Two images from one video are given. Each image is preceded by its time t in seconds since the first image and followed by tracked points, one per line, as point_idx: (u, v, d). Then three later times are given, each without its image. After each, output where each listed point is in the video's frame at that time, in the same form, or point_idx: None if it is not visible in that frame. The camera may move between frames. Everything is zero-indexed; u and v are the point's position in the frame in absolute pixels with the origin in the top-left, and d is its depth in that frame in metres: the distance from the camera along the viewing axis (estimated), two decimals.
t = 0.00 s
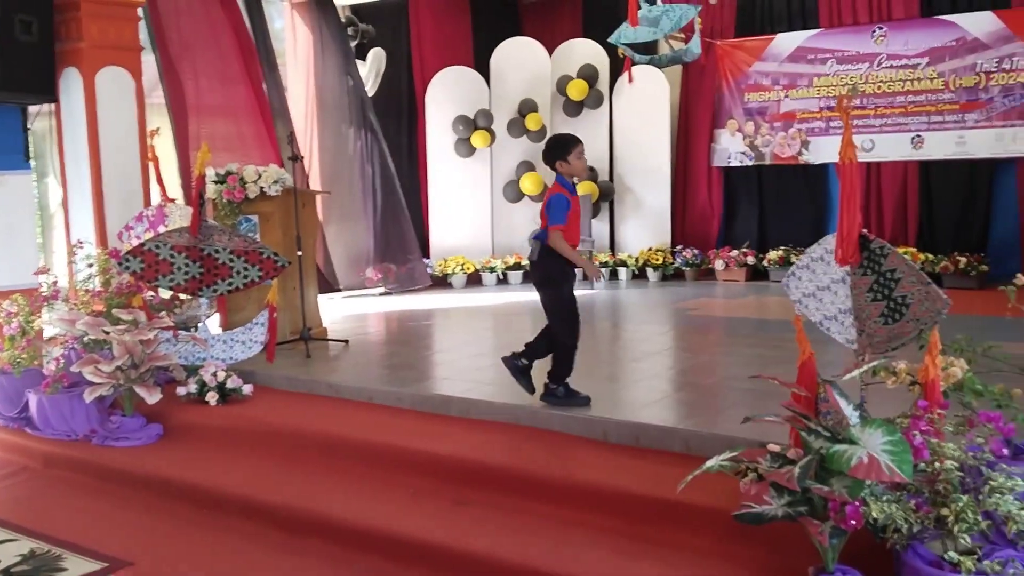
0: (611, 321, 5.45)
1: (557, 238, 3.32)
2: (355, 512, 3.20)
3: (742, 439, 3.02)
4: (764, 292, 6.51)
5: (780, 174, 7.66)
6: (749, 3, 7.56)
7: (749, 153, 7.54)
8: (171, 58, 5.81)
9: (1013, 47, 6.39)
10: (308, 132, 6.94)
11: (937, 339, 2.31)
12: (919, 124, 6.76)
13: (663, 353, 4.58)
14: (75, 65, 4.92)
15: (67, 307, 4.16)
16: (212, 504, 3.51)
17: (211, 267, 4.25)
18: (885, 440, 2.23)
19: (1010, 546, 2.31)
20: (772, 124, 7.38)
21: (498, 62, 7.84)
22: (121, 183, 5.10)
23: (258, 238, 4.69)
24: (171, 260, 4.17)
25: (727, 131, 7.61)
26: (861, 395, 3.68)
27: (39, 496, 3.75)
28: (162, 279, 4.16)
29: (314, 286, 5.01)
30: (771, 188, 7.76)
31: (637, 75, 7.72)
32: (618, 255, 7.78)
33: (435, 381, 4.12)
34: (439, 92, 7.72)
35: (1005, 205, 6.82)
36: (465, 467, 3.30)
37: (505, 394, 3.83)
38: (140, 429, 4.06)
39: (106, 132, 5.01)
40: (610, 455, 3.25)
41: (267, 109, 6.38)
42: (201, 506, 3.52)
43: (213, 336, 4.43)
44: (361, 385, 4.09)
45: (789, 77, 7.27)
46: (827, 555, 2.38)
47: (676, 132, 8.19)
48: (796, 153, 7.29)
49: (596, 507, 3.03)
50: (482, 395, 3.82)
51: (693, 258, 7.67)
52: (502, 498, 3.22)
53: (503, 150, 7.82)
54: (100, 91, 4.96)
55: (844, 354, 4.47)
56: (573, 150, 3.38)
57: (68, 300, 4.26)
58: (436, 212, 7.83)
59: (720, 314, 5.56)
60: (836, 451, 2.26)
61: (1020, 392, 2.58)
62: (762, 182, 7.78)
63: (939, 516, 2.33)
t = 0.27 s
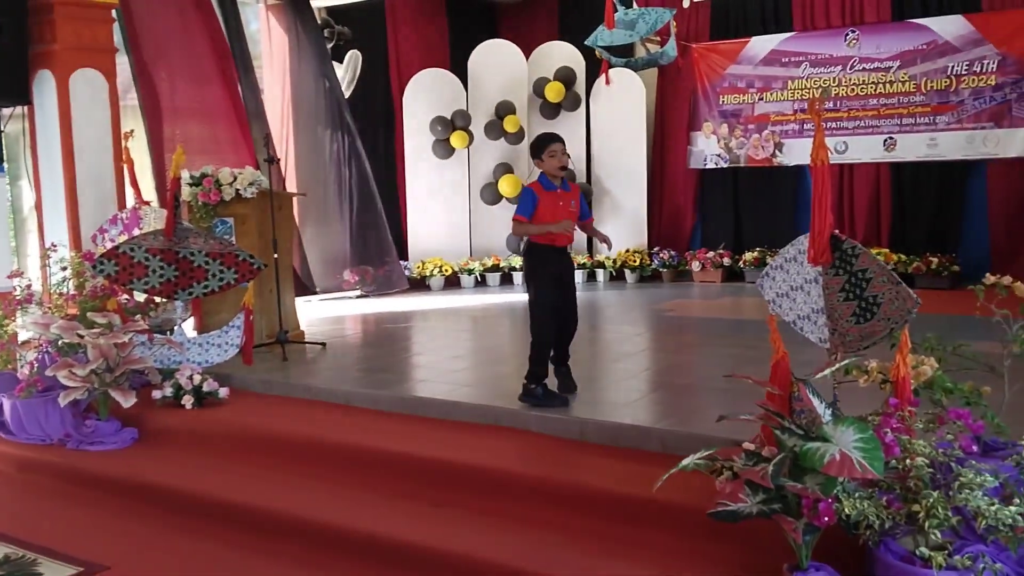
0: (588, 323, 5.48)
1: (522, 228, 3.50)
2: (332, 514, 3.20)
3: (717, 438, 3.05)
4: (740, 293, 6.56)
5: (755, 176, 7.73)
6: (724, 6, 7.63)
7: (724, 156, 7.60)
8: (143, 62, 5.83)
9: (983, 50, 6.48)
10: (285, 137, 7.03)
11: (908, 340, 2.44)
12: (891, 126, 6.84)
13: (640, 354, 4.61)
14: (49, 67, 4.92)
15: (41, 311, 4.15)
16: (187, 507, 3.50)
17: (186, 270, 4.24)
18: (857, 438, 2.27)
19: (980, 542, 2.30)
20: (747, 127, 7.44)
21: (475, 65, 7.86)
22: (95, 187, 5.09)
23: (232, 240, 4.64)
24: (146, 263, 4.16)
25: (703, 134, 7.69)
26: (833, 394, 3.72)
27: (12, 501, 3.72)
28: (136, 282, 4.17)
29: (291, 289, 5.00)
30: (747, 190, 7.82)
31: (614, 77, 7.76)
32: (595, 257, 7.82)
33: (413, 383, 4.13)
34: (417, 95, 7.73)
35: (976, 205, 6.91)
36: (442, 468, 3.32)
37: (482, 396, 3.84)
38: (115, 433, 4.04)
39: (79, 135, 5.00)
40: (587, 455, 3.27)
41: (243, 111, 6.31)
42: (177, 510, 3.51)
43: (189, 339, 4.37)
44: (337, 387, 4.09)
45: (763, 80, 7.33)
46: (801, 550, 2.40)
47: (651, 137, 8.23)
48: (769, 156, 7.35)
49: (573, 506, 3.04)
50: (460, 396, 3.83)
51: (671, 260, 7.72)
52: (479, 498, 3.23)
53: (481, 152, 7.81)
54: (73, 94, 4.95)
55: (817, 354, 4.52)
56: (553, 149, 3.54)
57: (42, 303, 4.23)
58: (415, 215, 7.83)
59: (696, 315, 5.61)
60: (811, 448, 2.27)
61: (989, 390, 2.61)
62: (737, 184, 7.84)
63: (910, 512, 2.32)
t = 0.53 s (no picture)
0: (574, 323, 5.49)
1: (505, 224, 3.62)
2: (318, 515, 3.19)
3: (701, 437, 3.07)
4: (724, 293, 6.60)
5: (738, 176, 7.76)
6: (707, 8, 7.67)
7: (708, 156, 7.66)
8: (126, 65, 5.87)
9: (963, 51, 6.55)
10: (270, 138, 6.97)
11: (889, 339, 2.44)
12: (873, 127, 6.91)
13: (625, 354, 4.62)
14: (31, 67, 4.91)
15: (23, 313, 4.07)
16: (171, 509, 3.48)
17: (169, 272, 4.26)
18: (840, 435, 2.25)
19: (960, 537, 2.31)
20: (730, 128, 7.51)
21: (460, 66, 7.87)
22: (78, 188, 5.06)
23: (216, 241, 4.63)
24: (129, 265, 4.18)
25: (687, 135, 7.73)
26: (817, 392, 3.74)
27: None
28: (120, 284, 4.17)
29: (275, 291, 4.98)
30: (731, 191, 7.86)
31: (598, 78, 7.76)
32: (580, 258, 7.84)
33: (398, 385, 4.12)
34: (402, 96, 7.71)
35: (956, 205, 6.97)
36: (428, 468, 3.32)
37: (468, 396, 3.85)
38: (99, 435, 4.02)
39: (62, 136, 4.97)
40: (573, 454, 3.27)
41: (225, 110, 6.37)
42: (162, 512, 3.49)
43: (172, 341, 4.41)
44: (323, 388, 4.08)
45: (746, 81, 7.38)
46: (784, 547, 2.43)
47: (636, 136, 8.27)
48: (753, 156, 7.43)
49: (559, 506, 3.05)
50: (446, 397, 3.83)
51: (655, 260, 7.78)
52: (466, 499, 3.23)
53: (466, 153, 7.82)
54: (55, 95, 4.93)
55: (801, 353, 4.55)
56: (537, 152, 3.63)
57: (24, 305, 4.17)
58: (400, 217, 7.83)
59: (681, 315, 5.63)
60: (794, 446, 2.28)
61: (969, 389, 2.62)
62: (722, 185, 7.85)
63: (893, 509, 2.33)
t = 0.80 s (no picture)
0: (567, 325, 5.50)
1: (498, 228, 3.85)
2: (310, 518, 3.18)
3: (693, 438, 3.08)
4: (717, 295, 6.62)
5: (730, 178, 7.78)
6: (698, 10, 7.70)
7: (700, 159, 7.68)
8: (116, 67, 5.90)
9: (953, 53, 6.58)
10: (262, 141, 6.98)
11: (880, 338, 2.45)
12: (864, 129, 6.95)
13: (618, 355, 4.63)
14: (22, 70, 4.90)
15: (15, 316, 4.04)
16: (164, 513, 3.47)
17: (162, 275, 4.23)
18: (831, 435, 2.27)
19: (951, 536, 2.33)
20: (722, 129, 7.53)
21: (452, 69, 7.88)
22: (70, 191, 5.05)
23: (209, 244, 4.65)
24: (121, 268, 4.16)
25: (679, 137, 7.76)
26: (809, 393, 3.76)
27: None
28: (112, 287, 4.16)
29: (267, 293, 4.98)
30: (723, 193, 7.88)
31: (590, 80, 7.80)
32: (573, 260, 7.85)
33: (391, 387, 4.12)
34: (394, 98, 7.71)
35: (947, 207, 7.01)
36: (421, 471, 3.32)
37: (461, 398, 3.85)
38: (91, 439, 4.00)
39: (53, 138, 4.96)
40: (566, 456, 3.28)
41: (216, 113, 6.37)
42: (154, 516, 3.48)
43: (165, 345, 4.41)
44: (315, 391, 4.08)
45: (737, 83, 7.40)
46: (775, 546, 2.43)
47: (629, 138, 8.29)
48: (745, 158, 7.45)
49: (552, 508, 3.05)
50: (439, 399, 3.84)
51: (647, 262, 7.80)
52: (459, 501, 3.23)
53: (458, 155, 7.84)
54: (46, 98, 4.92)
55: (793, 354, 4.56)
56: (525, 157, 3.76)
57: (16, 308, 4.14)
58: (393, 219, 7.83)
59: (674, 316, 5.64)
60: (785, 446, 2.30)
61: (959, 388, 2.64)
62: (713, 187, 7.88)
63: (884, 508, 2.35)
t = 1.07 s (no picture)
0: (563, 328, 5.51)
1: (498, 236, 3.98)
2: (308, 522, 3.19)
3: (690, 441, 3.09)
4: (712, 297, 6.63)
5: (725, 181, 7.81)
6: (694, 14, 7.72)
7: (697, 162, 7.69)
8: (113, 71, 5.95)
9: (948, 56, 6.60)
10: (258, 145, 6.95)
11: (876, 341, 2.46)
12: (859, 132, 6.97)
13: (614, 358, 4.65)
14: (19, 75, 4.91)
15: (12, 320, 4.08)
16: (161, 517, 3.47)
17: (160, 279, 4.22)
18: (828, 438, 2.29)
19: (948, 539, 2.35)
20: (718, 133, 7.54)
21: (448, 72, 7.90)
22: (67, 196, 5.06)
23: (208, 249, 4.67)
24: (119, 272, 4.16)
25: (675, 140, 7.77)
26: (805, 396, 3.78)
27: None
28: (110, 291, 4.16)
29: (265, 297, 4.99)
30: (718, 196, 7.91)
31: (586, 83, 7.82)
32: (569, 263, 7.87)
33: (388, 391, 4.13)
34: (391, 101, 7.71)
35: (942, 209, 7.04)
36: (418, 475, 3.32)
37: (458, 402, 3.86)
38: (89, 443, 4.00)
39: (50, 143, 4.96)
40: (563, 460, 3.29)
41: (213, 118, 6.37)
42: (151, 520, 3.48)
43: (163, 349, 4.38)
44: (313, 395, 4.09)
45: (733, 86, 7.42)
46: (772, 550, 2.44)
47: (624, 141, 8.31)
48: (741, 161, 7.46)
49: (549, 511, 3.06)
50: (436, 403, 3.85)
51: (643, 265, 7.81)
52: (456, 505, 3.24)
53: (454, 158, 7.86)
54: (44, 103, 4.92)
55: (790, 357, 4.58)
56: (513, 165, 3.80)
57: (12, 312, 4.19)
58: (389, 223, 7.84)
59: (670, 319, 5.65)
60: (782, 450, 2.31)
61: (957, 391, 2.66)
62: (709, 190, 7.90)
63: (881, 512, 2.37)
